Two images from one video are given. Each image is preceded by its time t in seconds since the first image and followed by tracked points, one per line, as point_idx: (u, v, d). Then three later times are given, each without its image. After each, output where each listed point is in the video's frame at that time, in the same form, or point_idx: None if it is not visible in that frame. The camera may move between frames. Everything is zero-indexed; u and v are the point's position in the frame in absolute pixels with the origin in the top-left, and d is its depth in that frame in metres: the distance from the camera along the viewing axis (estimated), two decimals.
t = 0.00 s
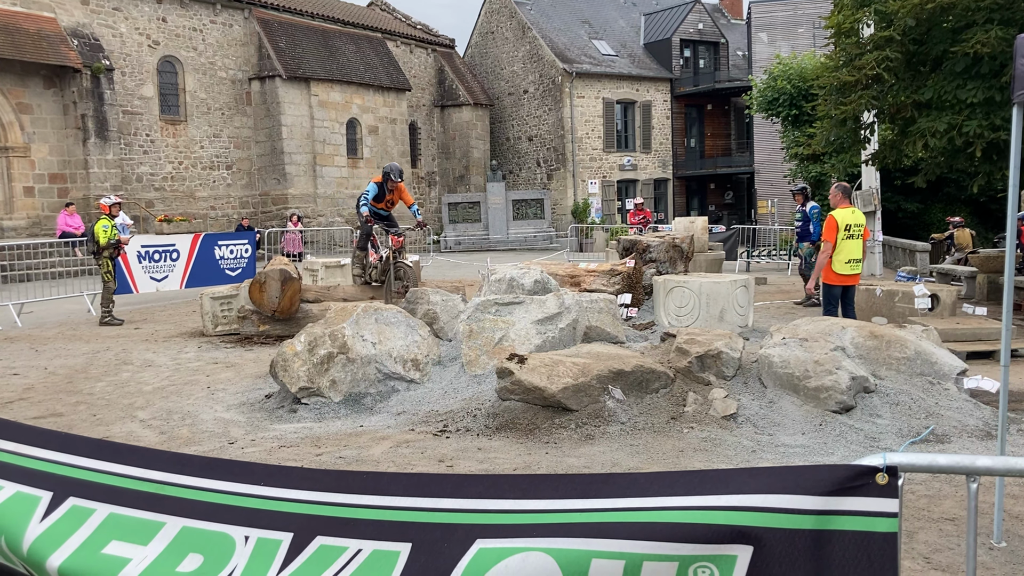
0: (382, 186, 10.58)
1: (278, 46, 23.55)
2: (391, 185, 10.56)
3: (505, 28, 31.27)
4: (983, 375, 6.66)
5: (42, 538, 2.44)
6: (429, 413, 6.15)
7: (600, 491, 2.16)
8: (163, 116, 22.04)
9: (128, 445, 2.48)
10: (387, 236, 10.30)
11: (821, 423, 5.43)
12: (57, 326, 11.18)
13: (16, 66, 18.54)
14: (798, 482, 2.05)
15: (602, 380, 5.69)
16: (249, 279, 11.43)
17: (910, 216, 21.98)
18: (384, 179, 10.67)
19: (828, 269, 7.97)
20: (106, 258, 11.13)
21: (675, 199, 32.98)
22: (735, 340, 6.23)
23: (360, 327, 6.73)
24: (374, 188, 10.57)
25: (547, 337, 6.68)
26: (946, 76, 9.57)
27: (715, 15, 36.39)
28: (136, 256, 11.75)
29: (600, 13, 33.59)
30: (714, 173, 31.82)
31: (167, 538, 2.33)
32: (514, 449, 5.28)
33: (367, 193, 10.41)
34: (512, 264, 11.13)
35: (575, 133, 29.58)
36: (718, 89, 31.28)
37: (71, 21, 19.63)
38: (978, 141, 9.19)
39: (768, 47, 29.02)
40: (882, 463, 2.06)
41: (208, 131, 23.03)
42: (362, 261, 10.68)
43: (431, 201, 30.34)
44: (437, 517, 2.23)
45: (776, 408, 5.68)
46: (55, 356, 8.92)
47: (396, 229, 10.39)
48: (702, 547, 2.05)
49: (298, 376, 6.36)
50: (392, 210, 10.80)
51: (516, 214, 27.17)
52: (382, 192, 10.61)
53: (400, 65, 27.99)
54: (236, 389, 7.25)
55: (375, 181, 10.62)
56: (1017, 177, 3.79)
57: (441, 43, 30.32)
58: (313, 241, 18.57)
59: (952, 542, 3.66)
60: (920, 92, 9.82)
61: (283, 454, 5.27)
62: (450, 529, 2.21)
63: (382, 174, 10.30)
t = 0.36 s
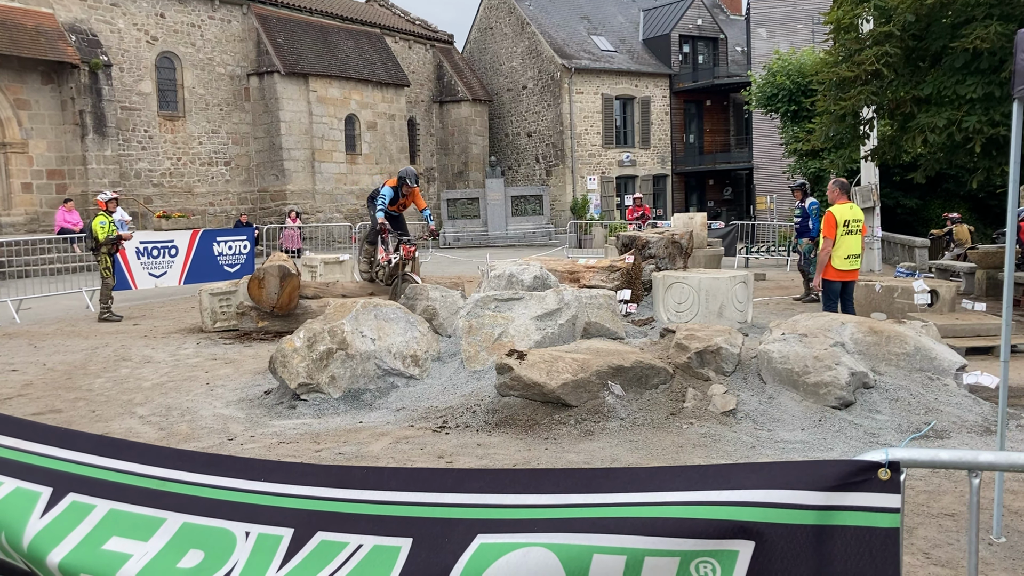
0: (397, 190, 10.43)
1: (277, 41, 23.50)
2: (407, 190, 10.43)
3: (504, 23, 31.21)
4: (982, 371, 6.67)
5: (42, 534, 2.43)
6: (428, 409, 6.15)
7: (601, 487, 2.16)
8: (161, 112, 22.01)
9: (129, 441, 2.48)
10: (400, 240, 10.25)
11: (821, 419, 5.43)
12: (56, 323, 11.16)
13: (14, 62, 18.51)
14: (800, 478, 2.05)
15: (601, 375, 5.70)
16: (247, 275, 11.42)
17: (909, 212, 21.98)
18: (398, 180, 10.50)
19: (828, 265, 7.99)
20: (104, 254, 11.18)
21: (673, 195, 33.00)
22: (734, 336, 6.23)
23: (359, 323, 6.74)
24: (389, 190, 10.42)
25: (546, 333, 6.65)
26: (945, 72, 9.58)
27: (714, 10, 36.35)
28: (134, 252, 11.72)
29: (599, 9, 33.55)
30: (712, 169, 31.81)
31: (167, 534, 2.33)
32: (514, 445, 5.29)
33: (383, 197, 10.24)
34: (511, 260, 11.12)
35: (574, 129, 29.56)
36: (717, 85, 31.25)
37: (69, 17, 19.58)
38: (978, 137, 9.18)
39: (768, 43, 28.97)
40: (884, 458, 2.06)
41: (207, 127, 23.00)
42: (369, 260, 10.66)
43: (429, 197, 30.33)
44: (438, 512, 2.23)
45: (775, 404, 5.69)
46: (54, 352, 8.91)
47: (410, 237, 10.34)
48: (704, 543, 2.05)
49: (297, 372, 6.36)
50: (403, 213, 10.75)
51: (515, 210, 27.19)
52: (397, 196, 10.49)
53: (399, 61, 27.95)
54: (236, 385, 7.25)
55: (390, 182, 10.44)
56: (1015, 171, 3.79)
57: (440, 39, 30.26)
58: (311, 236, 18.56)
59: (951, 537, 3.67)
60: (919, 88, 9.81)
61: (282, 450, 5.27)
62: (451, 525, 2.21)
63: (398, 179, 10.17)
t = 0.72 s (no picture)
0: (421, 189, 10.22)
1: (275, 38, 23.45)
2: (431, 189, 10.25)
3: (502, 21, 31.16)
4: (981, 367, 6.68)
5: (42, 531, 2.43)
6: (428, 407, 6.15)
7: (601, 484, 2.16)
8: (159, 110, 21.98)
9: (130, 439, 2.49)
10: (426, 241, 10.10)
11: (820, 416, 5.44)
12: (55, 320, 11.15)
13: (12, 59, 18.47)
14: (801, 475, 2.05)
15: (601, 372, 5.70)
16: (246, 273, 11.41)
17: (908, 209, 21.98)
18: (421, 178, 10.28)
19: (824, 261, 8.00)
20: (103, 252, 11.12)
21: (671, 193, 33.03)
22: (733, 333, 6.23)
23: (359, 320, 6.73)
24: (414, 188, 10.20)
25: (546, 330, 6.65)
26: (945, 69, 9.57)
27: (712, 7, 36.27)
28: (133, 250, 11.68)
29: (598, 6, 33.52)
30: (711, 166, 31.82)
31: (168, 531, 2.33)
32: (513, 442, 5.29)
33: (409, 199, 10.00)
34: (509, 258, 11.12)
35: (573, 127, 29.54)
36: (716, 82, 31.22)
37: (67, 14, 19.51)
38: (977, 133, 9.17)
39: (766, 40, 28.98)
40: (885, 454, 2.05)
41: (205, 124, 22.97)
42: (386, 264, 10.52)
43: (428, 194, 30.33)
44: (439, 510, 2.23)
45: (775, 400, 5.69)
46: (53, 350, 8.90)
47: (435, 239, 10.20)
48: (705, 539, 2.05)
49: (297, 369, 6.36)
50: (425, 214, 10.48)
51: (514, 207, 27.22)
52: (420, 195, 10.28)
53: (397, 58, 27.91)
54: (235, 382, 7.25)
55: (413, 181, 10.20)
56: (1014, 168, 3.79)
57: (438, 36, 30.20)
58: (310, 234, 18.55)
59: (951, 534, 3.68)
60: (918, 85, 9.80)
61: (282, 447, 5.27)
62: (452, 523, 2.21)
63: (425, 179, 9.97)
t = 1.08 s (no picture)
0: (454, 184, 10.17)
1: (273, 37, 23.42)
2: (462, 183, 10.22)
3: (500, 19, 31.14)
4: (978, 365, 6.70)
5: (41, 529, 2.43)
6: (425, 405, 6.15)
7: (598, 482, 2.17)
8: (157, 108, 21.96)
9: (128, 436, 2.49)
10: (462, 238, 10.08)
11: (818, 414, 5.45)
12: (52, 319, 11.14)
13: (10, 58, 18.45)
14: (797, 472, 2.06)
15: (599, 371, 5.71)
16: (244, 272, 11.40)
17: (906, 207, 21.99)
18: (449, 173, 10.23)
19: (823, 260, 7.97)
20: (101, 250, 11.14)
21: (670, 191, 33.06)
22: (731, 331, 6.23)
23: (357, 319, 6.74)
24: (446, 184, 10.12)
25: (544, 329, 6.66)
26: (943, 67, 9.59)
27: (710, 5, 36.26)
28: (131, 248, 11.66)
29: (596, 4, 33.50)
30: (709, 165, 31.85)
31: (167, 529, 2.33)
32: (511, 440, 5.29)
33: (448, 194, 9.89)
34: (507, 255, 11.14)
35: (571, 125, 29.52)
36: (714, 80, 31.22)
37: (65, 13, 19.48)
38: (974, 132, 9.19)
39: (764, 39, 29.03)
40: (881, 452, 2.06)
41: (203, 123, 22.96)
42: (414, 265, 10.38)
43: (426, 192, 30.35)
44: (436, 508, 2.23)
45: (772, 398, 5.71)
46: (51, 349, 8.89)
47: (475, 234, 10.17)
48: (701, 537, 2.06)
49: (295, 368, 6.37)
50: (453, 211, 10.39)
51: (512, 206, 27.23)
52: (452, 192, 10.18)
53: (396, 57, 27.89)
54: (233, 381, 7.25)
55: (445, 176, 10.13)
56: (1011, 167, 3.79)
57: (436, 34, 30.17)
58: (308, 233, 18.56)
59: (949, 531, 3.69)
60: (915, 83, 9.82)
61: (280, 446, 5.28)
62: (449, 520, 2.22)
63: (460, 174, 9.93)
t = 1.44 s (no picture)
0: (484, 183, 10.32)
1: (271, 36, 23.41)
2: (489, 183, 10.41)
3: (498, 18, 31.15)
4: (976, 363, 6.72)
5: (41, 528, 2.44)
6: (424, 405, 6.16)
7: (596, 479, 2.18)
8: (156, 108, 21.95)
9: (127, 437, 2.49)
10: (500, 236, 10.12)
11: (816, 412, 5.46)
12: (51, 319, 11.13)
13: (7, 58, 18.43)
14: (795, 470, 2.07)
15: (597, 369, 5.72)
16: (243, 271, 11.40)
17: (903, 206, 22.01)
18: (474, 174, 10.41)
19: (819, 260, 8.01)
20: (96, 252, 11.03)
21: (668, 190, 33.05)
22: (729, 330, 6.24)
23: (356, 319, 6.75)
24: (475, 184, 10.30)
25: (542, 328, 6.67)
26: (941, 65, 9.59)
27: (708, 4, 36.29)
28: (130, 248, 11.66)
29: (594, 3, 33.48)
30: (707, 164, 31.86)
31: (167, 528, 2.34)
32: (510, 439, 5.30)
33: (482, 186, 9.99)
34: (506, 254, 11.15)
35: (569, 125, 29.51)
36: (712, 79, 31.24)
37: (63, 12, 19.47)
38: (972, 130, 9.19)
39: (762, 38, 29.07)
40: (878, 450, 2.07)
41: (201, 123, 22.95)
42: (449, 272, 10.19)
43: (425, 192, 30.34)
44: (434, 505, 2.24)
45: (770, 397, 5.72)
46: (50, 349, 8.89)
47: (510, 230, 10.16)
48: (699, 534, 2.07)
49: (294, 367, 6.38)
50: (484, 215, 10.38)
51: (510, 205, 27.22)
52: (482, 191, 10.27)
53: (394, 56, 27.87)
54: (232, 380, 7.25)
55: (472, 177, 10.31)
56: (1007, 166, 3.79)
57: (435, 34, 30.15)
58: (306, 233, 18.56)
59: (947, 530, 3.69)
60: (913, 82, 9.84)
61: (280, 445, 5.28)
62: (448, 517, 2.22)
63: (490, 172, 10.02)
